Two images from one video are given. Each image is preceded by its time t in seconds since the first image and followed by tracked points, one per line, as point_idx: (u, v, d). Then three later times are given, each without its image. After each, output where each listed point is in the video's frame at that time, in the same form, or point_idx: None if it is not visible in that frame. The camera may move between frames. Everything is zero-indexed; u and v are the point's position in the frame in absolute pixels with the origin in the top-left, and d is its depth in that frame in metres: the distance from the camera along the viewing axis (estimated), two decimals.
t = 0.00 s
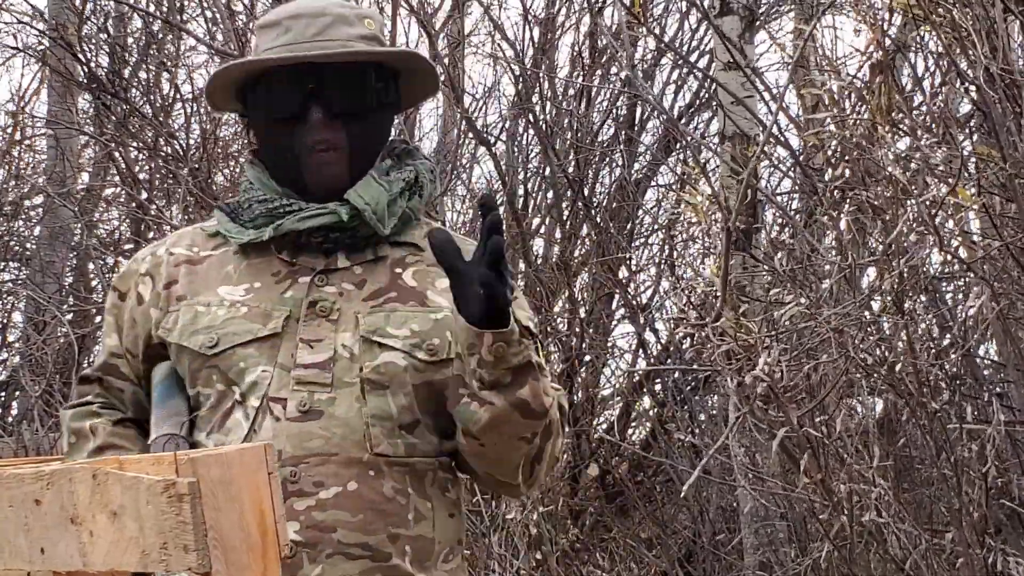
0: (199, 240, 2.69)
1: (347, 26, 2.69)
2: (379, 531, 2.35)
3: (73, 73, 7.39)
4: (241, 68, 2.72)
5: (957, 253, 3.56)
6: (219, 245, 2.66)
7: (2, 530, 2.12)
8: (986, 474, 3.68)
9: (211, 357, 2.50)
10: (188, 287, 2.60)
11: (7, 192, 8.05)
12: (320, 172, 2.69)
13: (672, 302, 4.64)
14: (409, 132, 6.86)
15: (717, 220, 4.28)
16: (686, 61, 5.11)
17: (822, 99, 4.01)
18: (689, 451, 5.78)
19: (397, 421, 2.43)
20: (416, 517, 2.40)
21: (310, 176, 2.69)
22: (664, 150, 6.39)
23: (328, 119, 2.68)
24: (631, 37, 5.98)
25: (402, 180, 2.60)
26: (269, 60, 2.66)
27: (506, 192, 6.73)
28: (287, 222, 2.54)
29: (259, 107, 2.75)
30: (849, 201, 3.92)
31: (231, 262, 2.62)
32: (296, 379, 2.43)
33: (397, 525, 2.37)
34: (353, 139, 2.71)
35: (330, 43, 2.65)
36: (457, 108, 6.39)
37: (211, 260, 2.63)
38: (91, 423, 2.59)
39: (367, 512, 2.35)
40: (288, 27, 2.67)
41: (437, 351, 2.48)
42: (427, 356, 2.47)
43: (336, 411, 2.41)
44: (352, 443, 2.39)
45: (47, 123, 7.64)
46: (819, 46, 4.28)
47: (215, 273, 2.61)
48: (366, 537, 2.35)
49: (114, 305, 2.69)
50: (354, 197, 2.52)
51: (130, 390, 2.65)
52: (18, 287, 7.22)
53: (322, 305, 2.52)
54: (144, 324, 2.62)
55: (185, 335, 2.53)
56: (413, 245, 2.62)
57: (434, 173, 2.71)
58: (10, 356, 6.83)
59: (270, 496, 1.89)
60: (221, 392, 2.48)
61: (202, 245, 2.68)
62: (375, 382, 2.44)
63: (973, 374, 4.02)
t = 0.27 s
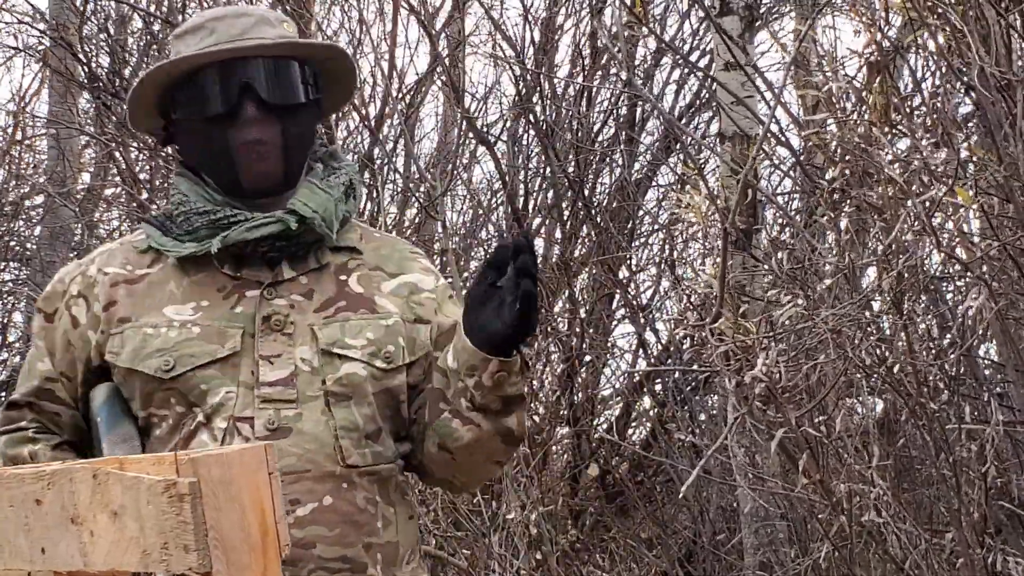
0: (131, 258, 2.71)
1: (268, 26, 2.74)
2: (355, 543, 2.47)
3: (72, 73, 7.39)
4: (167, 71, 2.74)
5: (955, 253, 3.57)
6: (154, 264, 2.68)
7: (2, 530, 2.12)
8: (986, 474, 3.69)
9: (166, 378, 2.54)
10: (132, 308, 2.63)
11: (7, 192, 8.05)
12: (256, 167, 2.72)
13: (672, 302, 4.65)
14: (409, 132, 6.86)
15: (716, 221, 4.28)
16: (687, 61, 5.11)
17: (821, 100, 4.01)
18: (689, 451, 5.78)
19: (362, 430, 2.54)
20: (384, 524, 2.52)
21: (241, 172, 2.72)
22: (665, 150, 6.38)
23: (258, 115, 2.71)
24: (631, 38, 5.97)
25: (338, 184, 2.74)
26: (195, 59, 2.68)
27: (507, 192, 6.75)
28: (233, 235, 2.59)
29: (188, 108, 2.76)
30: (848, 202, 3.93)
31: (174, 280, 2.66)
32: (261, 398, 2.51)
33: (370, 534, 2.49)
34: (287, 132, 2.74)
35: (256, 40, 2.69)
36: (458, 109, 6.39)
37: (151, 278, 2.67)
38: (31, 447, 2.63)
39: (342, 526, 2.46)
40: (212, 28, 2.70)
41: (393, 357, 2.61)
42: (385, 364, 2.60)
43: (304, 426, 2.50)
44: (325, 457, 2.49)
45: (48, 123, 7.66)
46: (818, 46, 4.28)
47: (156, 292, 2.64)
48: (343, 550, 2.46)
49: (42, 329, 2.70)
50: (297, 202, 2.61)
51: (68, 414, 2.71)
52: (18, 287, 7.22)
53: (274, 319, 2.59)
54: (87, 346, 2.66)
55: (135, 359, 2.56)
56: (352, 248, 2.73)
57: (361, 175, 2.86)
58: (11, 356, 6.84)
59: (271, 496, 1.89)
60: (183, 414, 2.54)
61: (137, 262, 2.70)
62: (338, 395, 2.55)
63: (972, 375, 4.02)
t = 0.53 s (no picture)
0: (102, 264, 2.62)
1: (243, 28, 2.71)
2: (348, 537, 2.45)
3: (73, 73, 7.39)
4: (142, 68, 2.67)
5: (954, 253, 3.57)
6: (126, 272, 2.60)
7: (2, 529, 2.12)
8: (986, 474, 3.70)
9: (148, 385, 2.48)
10: (107, 315, 2.55)
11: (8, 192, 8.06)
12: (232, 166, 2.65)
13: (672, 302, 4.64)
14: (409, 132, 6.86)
15: (716, 221, 4.28)
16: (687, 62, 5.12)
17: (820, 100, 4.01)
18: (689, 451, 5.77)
19: (347, 425, 2.50)
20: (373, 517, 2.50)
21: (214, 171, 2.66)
22: (665, 150, 6.40)
23: (233, 114, 2.65)
24: (631, 39, 5.97)
25: (307, 178, 2.69)
26: (169, 56, 2.63)
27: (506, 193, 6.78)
28: (206, 235, 2.51)
29: (160, 107, 2.70)
30: (848, 201, 3.93)
31: (147, 286, 2.58)
32: (244, 400, 2.46)
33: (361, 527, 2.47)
34: (262, 132, 2.68)
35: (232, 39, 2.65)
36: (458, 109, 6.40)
37: (124, 284, 2.59)
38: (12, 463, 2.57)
39: (333, 521, 2.44)
40: (188, 27, 2.66)
41: (372, 351, 2.57)
42: (364, 358, 2.55)
43: (289, 425, 2.46)
44: (311, 454, 2.45)
45: (48, 123, 7.65)
46: (819, 46, 4.28)
47: (130, 297, 2.57)
48: (337, 545, 2.43)
49: (14, 341, 2.61)
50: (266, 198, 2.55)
51: (46, 425, 2.64)
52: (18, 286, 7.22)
53: (251, 319, 2.53)
54: (61, 355, 2.57)
55: (115, 367, 2.49)
56: (322, 243, 2.68)
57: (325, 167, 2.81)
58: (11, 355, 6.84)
59: (271, 495, 1.89)
60: (166, 419, 2.49)
61: (108, 268, 2.62)
62: (321, 391, 2.50)
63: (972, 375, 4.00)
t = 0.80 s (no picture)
0: (102, 272, 2.59)
1: (252, 31, 2.69)
2: (357, 536, 2.43)
3: (73, 73, 7.39)
4: (149, 67, 2.63)
5: (954, 253, 3.57)
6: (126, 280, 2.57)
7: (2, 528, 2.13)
8: (986, 474, 3.73)
9: (155, 391, 2.45)
10: (110, 322, 2.53)
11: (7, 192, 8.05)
12: (237, 168, 2.62)
13: (673, 302, 4.63)
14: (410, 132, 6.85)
15: (716, 221, 4.27)
16: (687, 62, 5.12)
17: (821, 100, 4.01)
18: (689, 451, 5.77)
19: (354, 424, 2.48)
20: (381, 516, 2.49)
21: (221, 170, 2.62)
22: (665, 150, 6.40)
23: (243, 114, 2.63)
24: (631, 38, 5.97)
25: (305, 177, 2.65)
26: (180, 53, 2.60)
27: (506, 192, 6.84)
28: (206, 238, 2.48)
29: (167, 104, 2.67)
30: (848, 201, 3.91)
31: (149, 291, 2.55)
32: (251, 402, 2.45)
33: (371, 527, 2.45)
34: (270, 135, 2.66)
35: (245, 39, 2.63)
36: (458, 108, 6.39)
37: (125, 293, 2.55)
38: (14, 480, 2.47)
39: (342, 521, 2.42)
40: (200, 26, 2.64)
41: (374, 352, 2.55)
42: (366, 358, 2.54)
43: (295, 426, 2.45)
44: (318, 455, 2.44)
45: (48, 124, 7.65)
46: (819, 46, 4.28)
47: (132, 304, 2.54)
48: (348, 546, 2.42)
49: (14, 353, 2.56)
50: (267, 199, 2.50)
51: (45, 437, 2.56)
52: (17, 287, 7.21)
53: (254, 322, 2.51)
54: (63, 363, 2.53)
55: (120, 374, 2.46)
56: (319, 244, 2.67)
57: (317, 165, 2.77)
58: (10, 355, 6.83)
59: (272, 496, 1.87)
60: (173, 424, 2.46)
61: (109, 277, 2.59)
62: (327, 392, 2.49)
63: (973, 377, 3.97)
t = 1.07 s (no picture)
0: (105, 270, 2.60)
1: (264, 39, 2.68)
2: (352, 543, 2.47)
3: (72, 73, 7.39)
4: (161, 74, 2.63)
5: (955, 252, 3.57)
6: (128, 281, 2.58)
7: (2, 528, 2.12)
8: (986, 474, 3.73)
9: (156, 392, 2.47)
10: (112, 322, 2.54)
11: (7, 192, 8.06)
12: (244, 179, 2.63)
13: (673, 302, 4.63)
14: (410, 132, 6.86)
15: (717, 221, 4.28)
16: (688, 62, 5.11)
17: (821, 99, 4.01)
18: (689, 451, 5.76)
19: (352, 430, 2.51)
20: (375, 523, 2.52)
21: (228, 178, 2.63)
22: (665, 149, 6.39)
23: (252, 124, 2.63)
24: (631, 38, 5.97)
25: (311, 186, 2.69)
26: (191, 61, 2.60)
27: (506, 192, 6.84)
28: (212, 242, 2.50)
29: (176, 110, 2.66)
30: (849, 200, 3.91)
31: (151, 292, 2.56)
32: (250, 406, 2.47)
33: (365, 533, 2.49)
34: (278, 147, 2.66)
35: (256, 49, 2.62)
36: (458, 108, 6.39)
37: (127, 293, 2.56)
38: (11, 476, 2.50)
39: (338, 527, 2.46)
40: (211, 33, 2.63)
41: (374, 358, 2.59)
42: (366, 364, 2.57)
43: (293, 431, 2.47)
44: (316, 460, 2.47)
45: (48, 124, 7.66)
46: (820, 46, 4.27)
47: (134, 304, 2.54)
48: (342, 552, 2.46)
49: (13, 350, 2.56)
50: (276, 208, 2.53)
51: (47, 436, 2.58)
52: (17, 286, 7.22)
53: (255, 326, 2.53)
54: (64, 362, 2.54)
55: (121, 375, 2.48)
56: (321, 249, 2.69)
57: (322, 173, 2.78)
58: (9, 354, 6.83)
59: (271, 497, 1.87)
60: (172, 425, 2.48)
61: (111, 275, 2.59)
62: (326, 397, 2.51)
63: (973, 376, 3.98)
